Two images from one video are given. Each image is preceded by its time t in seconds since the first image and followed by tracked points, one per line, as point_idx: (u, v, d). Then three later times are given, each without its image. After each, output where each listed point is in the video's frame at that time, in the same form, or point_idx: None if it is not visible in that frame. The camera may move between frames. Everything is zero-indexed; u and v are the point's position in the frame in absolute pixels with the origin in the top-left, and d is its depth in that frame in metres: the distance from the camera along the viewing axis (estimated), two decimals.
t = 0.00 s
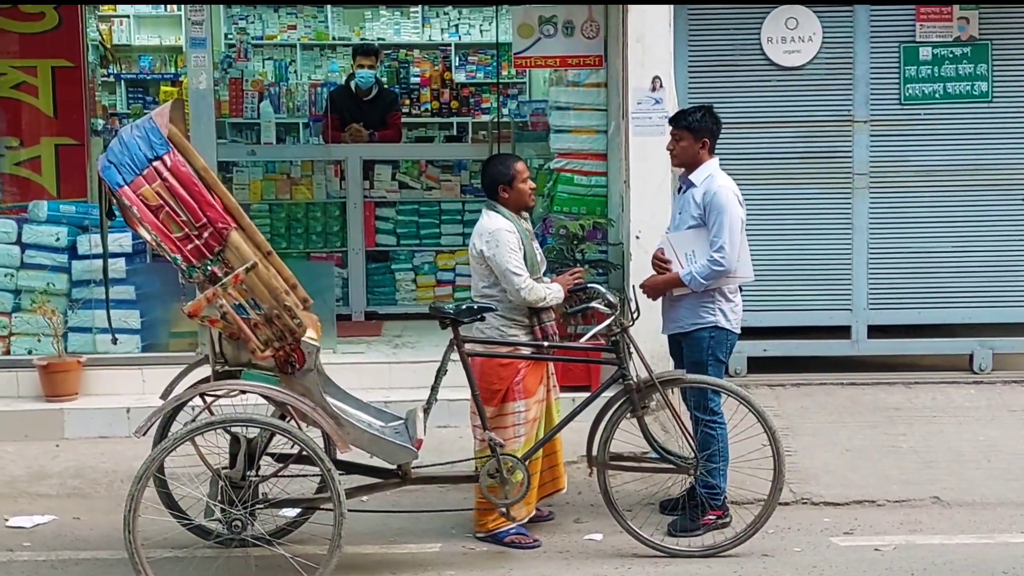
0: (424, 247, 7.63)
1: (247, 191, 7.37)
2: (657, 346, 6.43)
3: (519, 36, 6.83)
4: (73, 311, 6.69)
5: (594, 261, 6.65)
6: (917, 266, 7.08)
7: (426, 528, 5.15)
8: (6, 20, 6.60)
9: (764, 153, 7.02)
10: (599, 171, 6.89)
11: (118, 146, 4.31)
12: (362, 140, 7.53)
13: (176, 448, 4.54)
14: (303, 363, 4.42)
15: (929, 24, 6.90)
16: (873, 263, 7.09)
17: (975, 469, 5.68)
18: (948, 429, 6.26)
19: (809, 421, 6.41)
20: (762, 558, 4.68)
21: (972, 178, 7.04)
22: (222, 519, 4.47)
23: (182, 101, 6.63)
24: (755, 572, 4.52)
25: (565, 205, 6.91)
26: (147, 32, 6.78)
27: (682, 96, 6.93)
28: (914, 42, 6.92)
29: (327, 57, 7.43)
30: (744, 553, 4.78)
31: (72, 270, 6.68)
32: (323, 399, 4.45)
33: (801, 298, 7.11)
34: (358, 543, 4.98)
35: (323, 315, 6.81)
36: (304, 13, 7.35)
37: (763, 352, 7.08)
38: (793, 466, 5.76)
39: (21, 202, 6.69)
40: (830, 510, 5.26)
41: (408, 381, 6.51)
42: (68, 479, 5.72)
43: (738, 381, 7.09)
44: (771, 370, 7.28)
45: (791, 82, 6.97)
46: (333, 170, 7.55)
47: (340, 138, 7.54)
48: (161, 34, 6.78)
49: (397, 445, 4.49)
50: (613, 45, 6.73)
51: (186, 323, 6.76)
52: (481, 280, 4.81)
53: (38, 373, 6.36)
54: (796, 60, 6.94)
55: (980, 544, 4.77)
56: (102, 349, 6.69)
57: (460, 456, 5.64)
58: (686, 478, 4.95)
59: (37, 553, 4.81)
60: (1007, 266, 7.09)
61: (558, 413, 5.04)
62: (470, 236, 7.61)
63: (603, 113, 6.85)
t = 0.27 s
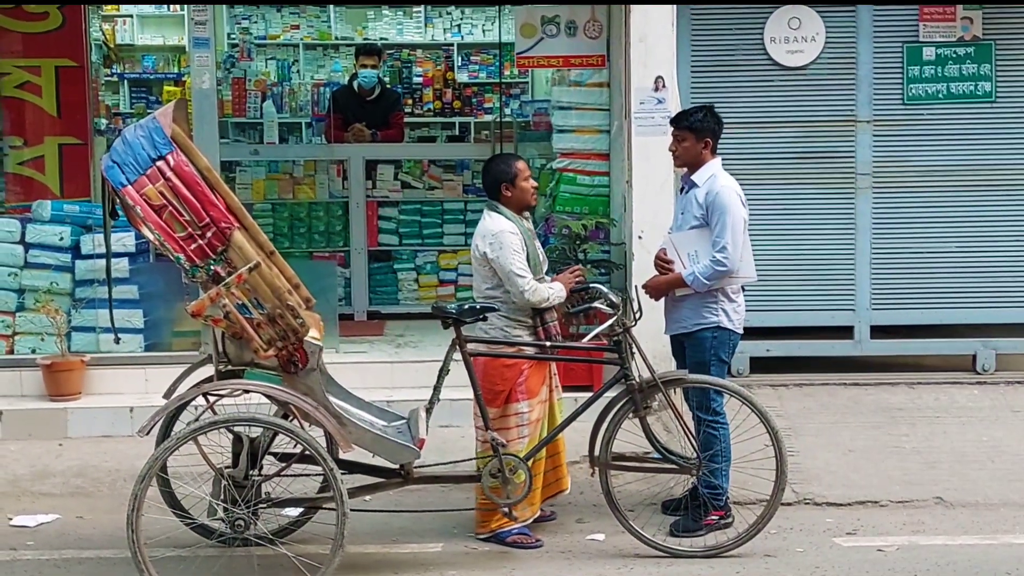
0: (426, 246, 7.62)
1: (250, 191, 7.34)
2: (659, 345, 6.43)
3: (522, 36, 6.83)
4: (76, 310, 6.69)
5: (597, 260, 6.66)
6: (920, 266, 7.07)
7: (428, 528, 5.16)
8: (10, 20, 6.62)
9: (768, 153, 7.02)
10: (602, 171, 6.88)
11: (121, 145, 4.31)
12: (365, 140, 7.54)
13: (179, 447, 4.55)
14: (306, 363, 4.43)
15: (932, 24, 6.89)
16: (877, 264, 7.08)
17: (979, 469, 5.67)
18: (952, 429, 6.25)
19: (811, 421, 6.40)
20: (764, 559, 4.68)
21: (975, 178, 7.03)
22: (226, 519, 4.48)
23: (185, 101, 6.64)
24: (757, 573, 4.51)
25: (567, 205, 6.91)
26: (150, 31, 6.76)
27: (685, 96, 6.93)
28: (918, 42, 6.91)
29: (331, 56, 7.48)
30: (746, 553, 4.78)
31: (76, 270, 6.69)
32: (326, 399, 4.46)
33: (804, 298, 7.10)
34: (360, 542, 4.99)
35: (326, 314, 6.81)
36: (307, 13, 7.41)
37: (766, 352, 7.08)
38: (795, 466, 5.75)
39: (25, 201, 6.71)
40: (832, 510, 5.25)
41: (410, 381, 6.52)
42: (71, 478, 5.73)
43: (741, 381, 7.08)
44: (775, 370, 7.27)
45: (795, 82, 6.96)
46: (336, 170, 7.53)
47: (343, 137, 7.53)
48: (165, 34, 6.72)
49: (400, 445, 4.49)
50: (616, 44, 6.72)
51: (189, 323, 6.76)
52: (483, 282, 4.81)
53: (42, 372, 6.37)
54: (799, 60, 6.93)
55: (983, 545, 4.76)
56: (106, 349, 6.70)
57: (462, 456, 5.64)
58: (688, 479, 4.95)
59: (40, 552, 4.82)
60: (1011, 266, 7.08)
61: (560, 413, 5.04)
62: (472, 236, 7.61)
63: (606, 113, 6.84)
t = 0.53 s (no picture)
0: (428, 248, 7.63)
1: (252, 193, 7.33)
2: (661, 346, 6.43)
3: (523, 38, 6.81)
4: (79, 312, 6.68)
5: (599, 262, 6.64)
6: (922, 268, 7.07)
7: (431, 530, 5.15)
8: (12, 21, 6.63)
9: (770, 154, 7.01)
10: (604, 172, 6.87)
11: (124, 147, 4.31)
12: (367, 142, 7.54)
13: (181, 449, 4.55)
14: (308, 365, 4.42)
15: (934, 25, 6.89)
16: (879, 265, 7.07)
17: (982, 471, 5.66)
18: (954, 430, 6.24)
19: (814, 423, 6.40)
20: (767, 560, 4.67)
21: (977, 180, 7.03)
22: (228, 521, 4.48)
23: (188, 102, 6.65)
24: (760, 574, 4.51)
25: (569, 206, 6.88)
26: (152, 32, 6.78)
27: (687, 97, 6.93)
28: (920, 43, 6.91)
29: (333, 58, 7.49)
30: (749, 555, 4.77)
31: (78, 271, 6.68)
32: (328, 401, 4.47)
33: (806, 299, 7.10)
34: (363, 544, 4.99)
35: (328, 315, 6.82)
36: (309, 14, 7.41)
37: (768, 353, 7.08)
38: (798, 468, 5.75)
39: (27, 203, 6.71)
40: (835, 512, 5.25)
41: (412, 382, 6.52)
42: (73, 480, 5.73)
43: (743, 383, 7.07)
44: (777, 372, 7.26)
45: (797, 83, 6.95)
46: (338, 172, 7.54)
47: (345, 139, 7.54)
48: (166, 34, 6.77)
49: (403, 447, 4.49)
50: (618, 46, 6.72)
51: (191, 324, 6.76)
52: (486, 283, 4.80)
53: (44, 374, 6.37)
54: (801, 61, 6.92)
55: (986, 547, 4.75)
56: (108, 350, 6.69)
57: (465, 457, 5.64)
58: (691, 481, 4.95)
59: (42, 554, 4.81)
60: (1013, 268, 7.07)
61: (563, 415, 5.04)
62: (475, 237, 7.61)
63: (608, 115, 6.82)
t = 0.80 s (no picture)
0: (431, 248, 7.63)
1: (255, 193, 7.32)
2: (664, 346, 6.43)
3: (527, 38, 6.84)
4: (82, 312, 6.70)
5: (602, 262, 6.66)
6: (925, 268, 7.07)
7: (433, 530, 5.16)
8: (16, 22, 6.64)
9: (772, 154, 7.01)
10: (607, 172, 6.86)
11: (127, 147, 4.31)
12: (370, 142, 7.55)
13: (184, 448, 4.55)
14: (311, 364, 4.42)
15: (937, 25, 6.89)
16: (881, 265, 7.07)
17: (984, 471, 5.66)
18: (957, 431, 6.24)
19: (817, 423, 6.39)
20: (770, 560, 4.67)
21: (980, 180, 7.02)
22: (231, 520, 4.47)
23: (190, 102, 6.65)
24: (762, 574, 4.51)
25: (572, 205, 6.87)
26: (155, 33, 6.83)
27: (691, 97, 6.93)
28: (923, 43, 6.91)
29: (336, 58, 7.48)
30: (751, 555, 4.78)
31: (81, 271, 6.68)
32: (331, 401, 4.46)
33: (809, 299, 7.09)
34: (366, 544, 4.99)
35: (331, 316, 6.82)
36: (312, 15, 7.43)
37: (771, 353, 7.08)
38: (800, 468, 5.75)
39: (30, 203, 6.72)
40: (837, 512, 5.25)
41: (415, 382, 6.52)
42: (76, 480, 5.74)
43: (746, 383, 7.07)
44: (779, 372, 7.26)
45: (800, 83, 6.95)
46: (341, 171, 7.56)
47: (348, 139, 7.54)
48: (169, 35, 6.80)
49: (405, 447, 4.50)
50: (621, 46, 6.72)
51: (194, 324, 6.77)
52: (489, 283, 4.81)
53: (47, 374, 6.38)
54: (804, 61, 6.92)
55: (988, 547, 4.75)
56: (111, 350, 6.70)
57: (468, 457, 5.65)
58: (693, 481, 4.95)
59: (46, 553, 4.82)
60: (1016, 268, 7.07)
61: (566, 415, 5.04)
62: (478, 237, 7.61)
63: (611, 115, 6.82)
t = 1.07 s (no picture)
0: (433, 248, 7.63)
1: (257, 193, 7.32)
2: (665, 347, 6.43)
3: (528, 37, 6.86)
4: (84, 311, 6.71)
5: (604, 262, 6.68)
6: (926, 268, 7.07)
7: (435, 529, 5.16)
8: (18, 21, 6.64)
9: (774, 154, 7.02)
10: (609, 172, 6.87)
11: (128, 147, 4.32)
12: (371, 142, 7.54)
13: (185, 448, 4.54)
14: (313, 364, 4.42)
15: (939, 26, 6.89)
16: (883, 265, 7.07)
17: (986, 471, 5.66)
18: (958, 431, 6.24)
19: (818, 423, 6.40)
20: (771, 560, 4.68)
21: (982, 180, 7.02)
22: (232, 520, 4.47)
23: (192, 102, 6.65)
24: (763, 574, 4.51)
25: (573, 206, 6.89)
26: (157, 32, 6.84)
27: (692, 98, 6.93)
28: (924, 44, 6.91)
29: (338, 58, 7.50)
30: (753, 554, 4.78)
31: (83, 271, 6.69)
32: (332, 400, 4.46)
33: (810, 300, 7.09)
34: (368, 543, 4.99)
35: (333, 316, 6.82)
36: (314, 14, 7.44)
37: (772, 353, 7.08)
38: (802, 468, 5.75)
39: (32, 203, 6.72)
40: (839, 512, 5.25)
41: (417, 382, 6.52)
42: (78, 479, 5.74)
43: (747, 383, 7.08)
44: (781, 372, 7.26)
45: (801, 83, 6.95)
46: (342, 171, 7.55)
47: (349, 139, 7.55)
48: (171, 35, 6.81)
49: (406, 446, 4.50)
50: (622, 46, 6.72)
51: (196, 324, 6.77)
52: (490, 283, 4.81)
53: (49, 373, 6.38)
54: (805, 61, 6.93)
55: (990, 547, 4.75)
56: (113, 350, 6.71)
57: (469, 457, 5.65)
58: (694, 481, 4.95)
59: (48, 553, 4.82)
60: (1017, 268, 7.08)
61: (568, 415, 5.03)
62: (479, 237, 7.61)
63: (613, 115, 6.83)
